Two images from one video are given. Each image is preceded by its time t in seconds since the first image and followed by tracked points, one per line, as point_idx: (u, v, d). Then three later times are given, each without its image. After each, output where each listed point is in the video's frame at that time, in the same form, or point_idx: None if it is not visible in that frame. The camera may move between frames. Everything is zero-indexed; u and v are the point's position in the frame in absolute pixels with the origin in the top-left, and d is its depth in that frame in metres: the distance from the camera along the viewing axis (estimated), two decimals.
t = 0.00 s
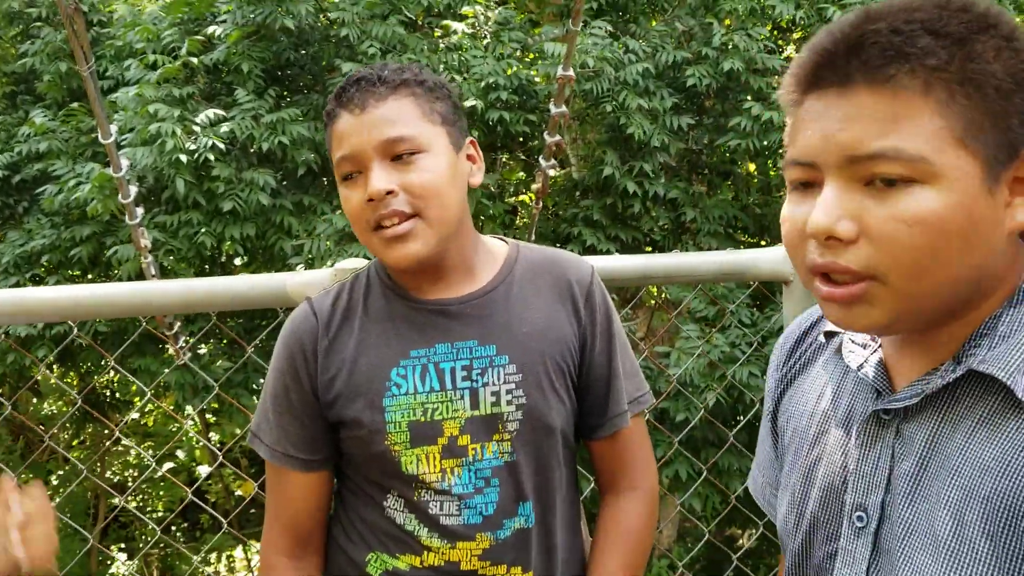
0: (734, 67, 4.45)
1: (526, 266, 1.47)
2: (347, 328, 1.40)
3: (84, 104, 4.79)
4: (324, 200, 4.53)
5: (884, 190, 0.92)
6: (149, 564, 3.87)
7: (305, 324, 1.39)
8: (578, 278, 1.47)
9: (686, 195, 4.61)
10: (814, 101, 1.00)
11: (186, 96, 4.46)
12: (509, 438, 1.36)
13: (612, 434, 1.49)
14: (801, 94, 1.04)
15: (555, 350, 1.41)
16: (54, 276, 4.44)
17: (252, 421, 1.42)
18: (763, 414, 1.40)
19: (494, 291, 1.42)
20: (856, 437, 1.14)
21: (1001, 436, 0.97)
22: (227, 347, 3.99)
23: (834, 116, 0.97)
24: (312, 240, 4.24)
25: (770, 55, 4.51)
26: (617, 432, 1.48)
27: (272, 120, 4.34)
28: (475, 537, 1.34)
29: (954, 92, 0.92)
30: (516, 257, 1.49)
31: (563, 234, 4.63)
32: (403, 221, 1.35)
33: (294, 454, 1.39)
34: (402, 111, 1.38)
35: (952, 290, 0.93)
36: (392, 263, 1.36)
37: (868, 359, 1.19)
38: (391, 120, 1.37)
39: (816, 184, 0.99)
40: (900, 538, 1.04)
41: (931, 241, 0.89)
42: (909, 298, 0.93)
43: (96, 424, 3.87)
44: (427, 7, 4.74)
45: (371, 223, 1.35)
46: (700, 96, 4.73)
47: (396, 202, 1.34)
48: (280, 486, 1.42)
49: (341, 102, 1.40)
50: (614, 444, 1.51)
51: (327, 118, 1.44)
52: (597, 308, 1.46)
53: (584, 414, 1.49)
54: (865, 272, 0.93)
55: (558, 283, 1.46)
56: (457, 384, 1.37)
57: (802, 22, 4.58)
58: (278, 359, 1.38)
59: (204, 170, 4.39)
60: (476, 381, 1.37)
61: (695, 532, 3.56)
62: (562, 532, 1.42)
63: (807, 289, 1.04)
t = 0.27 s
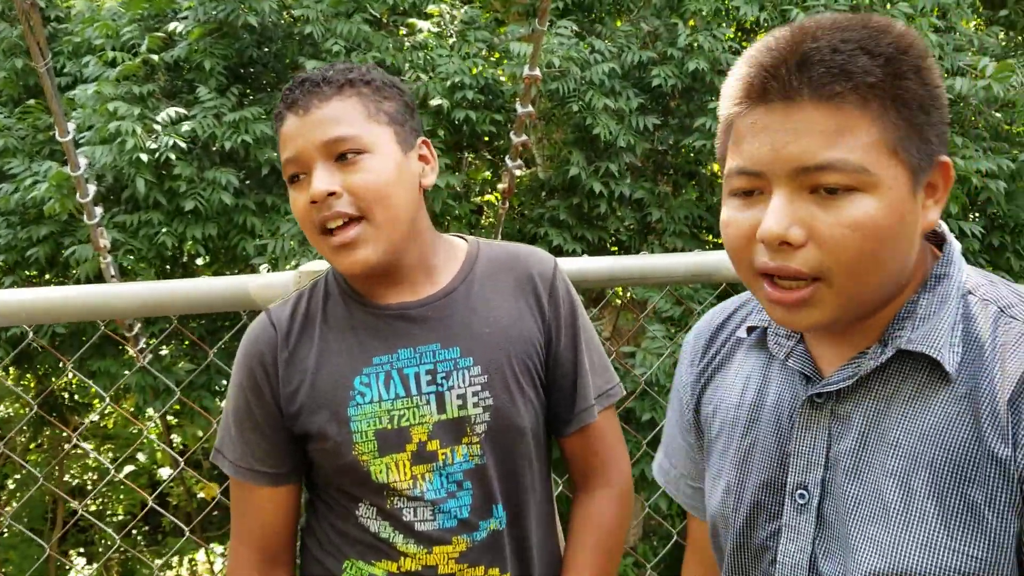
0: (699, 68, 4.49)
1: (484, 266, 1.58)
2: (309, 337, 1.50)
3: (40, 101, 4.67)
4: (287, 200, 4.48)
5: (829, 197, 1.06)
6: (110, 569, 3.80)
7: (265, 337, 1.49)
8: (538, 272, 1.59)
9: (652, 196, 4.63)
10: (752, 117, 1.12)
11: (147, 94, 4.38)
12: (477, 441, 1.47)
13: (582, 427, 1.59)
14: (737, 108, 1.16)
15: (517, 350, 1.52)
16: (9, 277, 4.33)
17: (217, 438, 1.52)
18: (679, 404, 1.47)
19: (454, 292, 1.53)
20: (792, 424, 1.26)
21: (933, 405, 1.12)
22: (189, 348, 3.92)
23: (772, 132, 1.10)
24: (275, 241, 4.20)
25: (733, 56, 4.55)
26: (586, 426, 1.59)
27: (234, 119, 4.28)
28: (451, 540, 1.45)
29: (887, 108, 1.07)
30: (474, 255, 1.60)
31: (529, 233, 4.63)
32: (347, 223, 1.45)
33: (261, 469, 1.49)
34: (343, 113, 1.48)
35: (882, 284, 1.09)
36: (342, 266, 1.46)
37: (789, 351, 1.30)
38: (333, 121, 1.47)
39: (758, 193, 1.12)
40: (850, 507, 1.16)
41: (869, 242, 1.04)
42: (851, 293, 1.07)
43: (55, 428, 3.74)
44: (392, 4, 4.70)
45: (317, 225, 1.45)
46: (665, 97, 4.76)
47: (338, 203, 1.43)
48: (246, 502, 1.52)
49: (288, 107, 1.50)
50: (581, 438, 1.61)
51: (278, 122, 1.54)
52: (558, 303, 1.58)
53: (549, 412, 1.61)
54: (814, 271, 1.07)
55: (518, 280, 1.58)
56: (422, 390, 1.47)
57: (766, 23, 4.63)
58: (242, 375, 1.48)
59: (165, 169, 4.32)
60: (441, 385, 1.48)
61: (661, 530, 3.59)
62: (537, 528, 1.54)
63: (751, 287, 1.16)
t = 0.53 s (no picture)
0: (680, 68, 4.50)
1: (472, 266, 1.60)
2: (297, 340, 1.50)
3: (16, 102, 4.61)
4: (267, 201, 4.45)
5: (808, 202, 1.05)
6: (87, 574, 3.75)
7: (252, 341, 1.47)
8: (526, 270, 1.61)
9: (633, 196, 4.64)
10: (719, 131, 1.11)
11: (124, 94, 4.33)
12: (469, 442, 1.47)
13: (572, 425, 1.61)
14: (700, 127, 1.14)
15: (506, 349, 1.53)
16: None
17: (206, 444, 1.51)
18: (629, 417, 1.37)
19: (444, 292, 1.54)
20: (775, 427, 1.18)
21: (915, 389, 1.09)
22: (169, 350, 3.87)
23: (745, 146, 1.08)
24: (255, 242, 4.17)
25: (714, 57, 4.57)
26: (576, 423, 1.61)
27: (213, 120, 4.24)
28: (445, 543, 1.45)
29: (848, 114, 1.08)
30: (461, 255, 1.61)
31: (511, 234, 4.63)
32: (338, 225, 1.45)
33: (251, 474, 1.48)
34: (327, 115, 1.48)
35: (858, 282, 1.09)
36: (332, 267, 1.46)
37: (756, 359, 1.22)
38: (319, 124, 1.47)
39: (738, 204, 1.09)
40: (844, 500, 1.11)
41: (852, 239, 1.05)
42: (835, 292, 1.07)
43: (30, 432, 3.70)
44: (373, 5, 4.65)
45: (307, 229, 1.44)
46: (646, 98, 4.78)
47: (328, 207, 1.43)
48: (235, 506, 1.50)
49: (269, 112, 1.50)
50: (572, 434, 1.63)
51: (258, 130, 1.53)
52: (548, 301, 1.59)
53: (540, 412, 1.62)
54: (804, 273, 1.06)
55: (505, 278, 1.60)
56: (414, 392, 1.47)
57: (746, 24, 4.66)
58: (229, 380, 1.46)
59: (143, 170, 4.27)
60: (432, 387, 1.47)
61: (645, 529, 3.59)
62: (528, 527, 1.55)
63: (733, 296, 1.14)
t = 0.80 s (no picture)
0: (676, 68, 4.50)
1: (496, 274, 1.65)
2: (326, 342, 1.51)
3: (9, 108, 4.59)
4: (263, 205, 4.44)
5: (830, 198, 1.11)
6: None
7: (281, 342, 1.48)
8: (547, 282, 1.67)
9: (631, 196, 4.62)
10: (742, 130, 1.16)
11: (120, 99, 4.31)
12: (494, 447, 1.51)
13: (587, 432, 1.68)
14: (723, 124, 1.19)
15: (531, 356, 1.58)
16: None
17: (222, 444, 1.50)
18: (626, 422, 1.41)
19: (471, 300, 1.58)
20: (787, 430, 1.24)
21: (926, 386, 1.16)
22: (167, 356, 3.85)
23: (769, 143, 1.13)
24: (252, 246, 4.16)
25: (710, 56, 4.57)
26: (591, 430, 1.68)
27: (209, 124, 4.23)
28: (467, 546, 1.49)
29: (862, 116, 1.15)
30: (484, 264, 1.66)
31: (509, 236, 4.61)
32: (388, 227, 1.50)
33: (272, 477, 1.48)
34: (381, 118, 1.53)
35: (872, 278, 1.15)
36: (379, 269, 1.51)
37: (763, 362, 1.27)
38: (370, 125, 1.51)
39: (759, 201, 1.14)
40: (863, 498, 1.18)
41: (871, 236, 1.11)
42: (854, 288, 1.13)
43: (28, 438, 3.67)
44: (367, 7, 4.61)
45: (357, 229, 1.49)
46: (642, 98, 4.78)
47: (383, 207, 1.48)
48: (251, 507, 1.50)
49: (318, 107, 1.53)
50: (583, 444, 1.70)
51: (301, 124, 1.56)
52: (567, 312, 1.66)
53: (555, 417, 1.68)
54: (828, 269, 1.11)
55: (528, 288, 1.65)
56: (442, 397, 1.50)
57: (741, 23, 4.66)
58: (256, 379, 1.46)
59: (139, 175, 4.25)
60: (460, 392, 1.51)
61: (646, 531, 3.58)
62: (544, 532, 1.61)
63: (752, 297, 1.17)
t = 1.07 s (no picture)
0: (647, 72, 4.54)
1: (490, 279, 1.72)
2: (323, 338, 1.57)
3: None
4: (232, 207, 4.41)
5: (821, 205, 1.20)
6: None
7: (279, 333, 1.53)
8: (538, 292, 1.72)
9: (601, 199, 4.65)
10: (737, 139, 1.23)
11: (87, 99, 4.25)
12: (481, 447, 1.58)
13: (569, 438, 1.77)
14: (709, 135, 1.26)
15: (520, 361, 1.64)
16: None
17: (211, 435, 1.54)
18: (601, 435, 1.50)
19: (466, 304, 1.65)
20: (757, 445, 1.31)
21: (893, 401, 1.23)
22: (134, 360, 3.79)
23: (763, 152, 1.21)
24: (222, 249, 4.13)
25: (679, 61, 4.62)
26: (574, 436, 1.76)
27: (178, 125, 4.20)
28: (447, 546, 1.54)
29: (838, 129, 1.27)
30: (479, 270, 1.73)
31: (480, 238, 4.62)
32: (407, 222, 1.57)
33: (263, 469, 1.52)
34: (404, 119, 1.63)
35: (854, 284, 1.24)
36: (393, 262, 1.57)
37: (734, 376, 1.35)
38: (393, 125, 1.61)
39: (751, 209, 1.21)
40: (832, 511, 1.24)
41: (855, 240, 1.20)
42: (844, 290, 1.21)
43: None
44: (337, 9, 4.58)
45: (376, 222, 1.56)
46: (613, 102, 4.82)
47: (404, 202, 1.56)
48: (240, 502, 1.54)
49: (343, 102, 1.62)
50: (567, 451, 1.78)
51: (323, 116, 1.64)
52: (555, 322, 1.72)
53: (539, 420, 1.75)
54: (824, 274, 1.19)
55: (520, 297, 1.71)
56: (434, 395, 1.56)
57: (711, 29, 4.72)
58: (253, 369, 1.51)
59: (107, 177, 4.19)
60: (452, 392, 1.57)
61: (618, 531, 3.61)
62: (525, 535, 1.67)
63: (744, 309, 1.23)
